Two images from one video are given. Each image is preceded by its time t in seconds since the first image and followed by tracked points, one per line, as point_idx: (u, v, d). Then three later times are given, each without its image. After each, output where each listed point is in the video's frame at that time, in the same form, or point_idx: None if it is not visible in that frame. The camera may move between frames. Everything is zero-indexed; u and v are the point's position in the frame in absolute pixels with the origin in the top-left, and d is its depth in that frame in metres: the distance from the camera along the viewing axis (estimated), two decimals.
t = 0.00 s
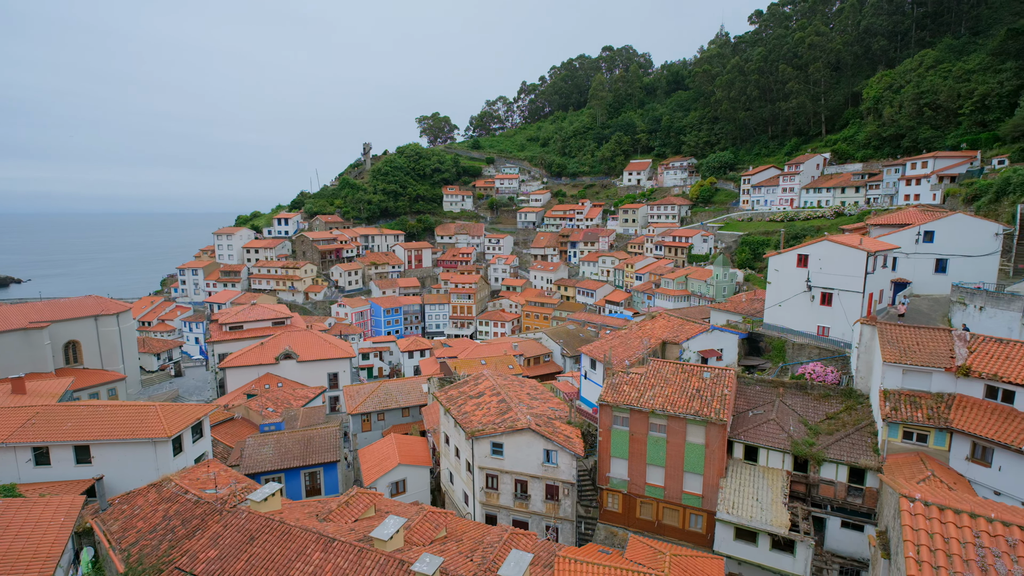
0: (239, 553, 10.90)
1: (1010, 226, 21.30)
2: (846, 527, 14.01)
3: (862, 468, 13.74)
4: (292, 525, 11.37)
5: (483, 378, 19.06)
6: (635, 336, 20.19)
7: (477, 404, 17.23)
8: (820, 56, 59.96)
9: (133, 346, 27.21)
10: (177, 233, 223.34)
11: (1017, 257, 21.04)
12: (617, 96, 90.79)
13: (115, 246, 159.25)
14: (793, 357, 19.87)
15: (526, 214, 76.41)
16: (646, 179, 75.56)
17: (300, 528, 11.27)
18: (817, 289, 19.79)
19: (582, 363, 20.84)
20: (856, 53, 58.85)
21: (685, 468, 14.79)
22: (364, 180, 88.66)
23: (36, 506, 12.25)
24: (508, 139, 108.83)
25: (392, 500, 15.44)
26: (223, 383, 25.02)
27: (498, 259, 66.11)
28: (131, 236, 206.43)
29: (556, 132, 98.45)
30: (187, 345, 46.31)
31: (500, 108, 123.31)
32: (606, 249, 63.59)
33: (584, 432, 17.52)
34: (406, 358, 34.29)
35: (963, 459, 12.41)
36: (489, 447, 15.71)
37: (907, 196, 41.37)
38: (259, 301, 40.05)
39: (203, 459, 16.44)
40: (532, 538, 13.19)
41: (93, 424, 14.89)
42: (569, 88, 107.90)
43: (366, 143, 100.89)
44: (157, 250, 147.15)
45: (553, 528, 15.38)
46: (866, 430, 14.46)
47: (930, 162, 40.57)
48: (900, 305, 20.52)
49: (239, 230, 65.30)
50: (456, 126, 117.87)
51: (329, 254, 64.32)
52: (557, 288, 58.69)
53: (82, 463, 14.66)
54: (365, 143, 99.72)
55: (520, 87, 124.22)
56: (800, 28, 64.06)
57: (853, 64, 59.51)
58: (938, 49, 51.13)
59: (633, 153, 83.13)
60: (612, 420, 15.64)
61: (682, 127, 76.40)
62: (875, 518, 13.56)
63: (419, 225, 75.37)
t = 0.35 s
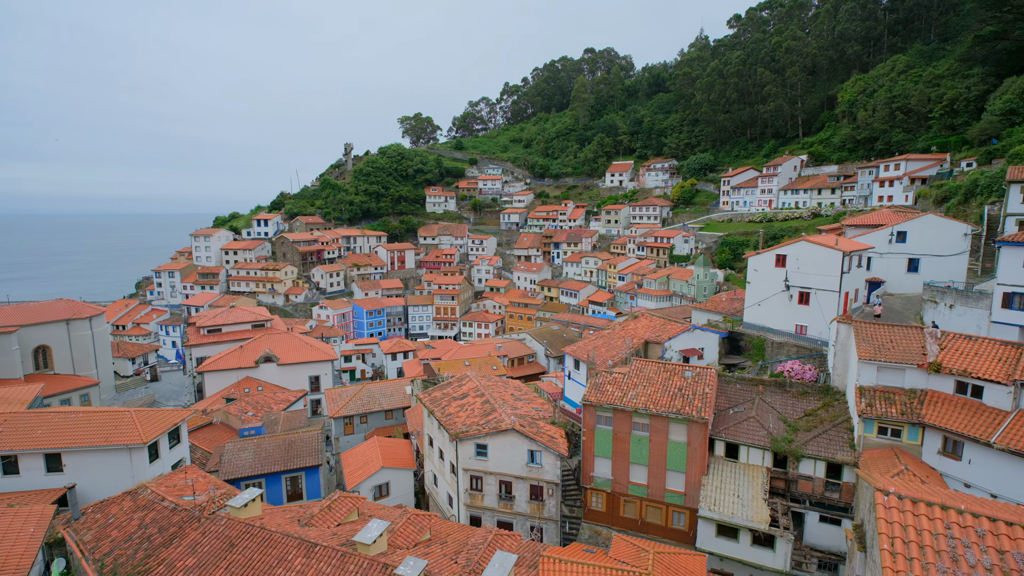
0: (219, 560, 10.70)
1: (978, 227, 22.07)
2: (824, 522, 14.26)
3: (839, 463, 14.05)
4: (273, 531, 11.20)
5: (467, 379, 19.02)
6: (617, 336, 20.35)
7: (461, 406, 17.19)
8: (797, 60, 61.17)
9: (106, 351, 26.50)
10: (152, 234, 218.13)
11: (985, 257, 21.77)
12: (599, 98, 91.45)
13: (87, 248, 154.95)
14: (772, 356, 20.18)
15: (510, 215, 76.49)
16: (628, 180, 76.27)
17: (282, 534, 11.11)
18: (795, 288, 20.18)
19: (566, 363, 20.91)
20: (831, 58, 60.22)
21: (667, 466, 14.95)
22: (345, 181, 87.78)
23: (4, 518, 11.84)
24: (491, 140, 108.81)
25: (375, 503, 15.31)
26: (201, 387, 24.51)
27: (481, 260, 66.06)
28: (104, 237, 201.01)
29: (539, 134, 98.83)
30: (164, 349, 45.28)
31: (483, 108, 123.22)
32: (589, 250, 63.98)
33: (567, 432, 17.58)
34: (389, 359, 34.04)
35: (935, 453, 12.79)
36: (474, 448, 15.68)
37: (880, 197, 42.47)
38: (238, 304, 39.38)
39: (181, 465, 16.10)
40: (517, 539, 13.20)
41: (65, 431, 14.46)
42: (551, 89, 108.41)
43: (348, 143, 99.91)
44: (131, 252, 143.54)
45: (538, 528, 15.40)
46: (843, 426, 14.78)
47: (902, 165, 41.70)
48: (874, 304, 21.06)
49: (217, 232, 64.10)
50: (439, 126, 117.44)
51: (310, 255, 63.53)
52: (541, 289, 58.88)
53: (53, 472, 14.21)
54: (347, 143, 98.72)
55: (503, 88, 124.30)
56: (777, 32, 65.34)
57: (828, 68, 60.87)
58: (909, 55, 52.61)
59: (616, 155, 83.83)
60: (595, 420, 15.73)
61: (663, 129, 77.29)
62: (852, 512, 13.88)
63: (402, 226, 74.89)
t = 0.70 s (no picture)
0: (198, 566, 10.50)
1: (949, 226, 22.72)
2: (803, 516, 14.61)
3: (817, 458, 14.36)
4: (254, 536, 11.03)
5: (451, 380, 18.96)
6: (601, 335, 20.49)
7: (445, 406, 17.14)
8: (775, 63, 62.31)
9: (80, 354, 25.84)
10: (127, 234, 212.88)
11: (955, 255, 22.44)
12: (582, 99, 92.06)
13: (58, 249, 150.58)
14: (752, 353, 20.50)
15: (494, 215, 76.44)
16: (611, 180, 76.81)
17: (263, 539, 10.95)
18: (774, 287, 20.54)
19: (551, 362, 20.99)
20: (808, 61, 61.37)
21: (651, 463, 15.11)
22: (327, 180, 86.84)
23: None
24: (474, 140, 108.64)
25: (358, 506, 15.18)
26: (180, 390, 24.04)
27: (465, 260, 65.91)
28: (77, 238, 195.66)
29: (522, 134, 99.01)
30: (140, 352, 44.28)
31: (466, 108, 122.94)
32: (573, 250, 64.27)
33: (552, 431, 17.65)
34: (373, 361, 33.75)
35: (909, 447, 13.16)
36: (458, 448, 15.65)
37: (856, 198, 43.43)
38: (217, 306, 38.60)
39: (158, 470, 15.76)
40: (501, 539, 13.20)
41: (36, 437, 14.04)
42: (534, 90, 108.69)
43: (330, 142, 98.80)
44: (104, 253, 139.87)
45: (523, 528, 15.43)
46: (821, 422, 15.10)
47: (877, 166, 42.66)
48: (851, 301, 21.53)
49: (195, 232, 62.89)
50: (422, 126, 116.88)
51: (291, 255, 62.72)
52: (525, 289, 58.99)
53: (23, 480, 13.77)
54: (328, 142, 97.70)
55: (486, 87, 124.16)
56: (756, 35, 66.46)
57: (805, 71, 62.06)
58: (883, 58, 53.85)
59: (598, 155, 84.37)
60: (580, 418, 15.83)
61: (645, 130, 77.98)
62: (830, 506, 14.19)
63: (385, 226, 74.34)
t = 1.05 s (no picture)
0: (176, 571, 10.31)
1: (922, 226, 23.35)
2: (783, 509, 14.90)
3: (796, 453, 14.65)
4: (235, 539, 10.88)
5: (435, 379, 18.91)
6: (585, 334, 20.60)
7: (430, 406, 17.08)
8: (755, 64, 63.29)
9: (52, 357, 25.14)
10: (101, 233, 207.35)
11: (928, 254, 23.08)
12: (565, 99, 92.43)
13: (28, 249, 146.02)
14: (733, 351, 20.81)
15: (478, 214, 76.33)
16: (595, 180, 77.22)
17: (244, 542, 10.81)
18: (755, 285, 20.86)
19: (535, 361, 21.04)
20: (787, 63, 62.41)
21: (634, 460, 15.25)
22: (309, 178, 85.77)
23: None
24: (458, 138, 108.28)
25: (342, 507, 15.05)
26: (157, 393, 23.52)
27: (449, 259, 65.71)
28: (48, 237, 190.05)
29: (506, 133, 99.01)
30: (115, 354, 43.24)
31: (450, 107, 122.41)
32: (557, 249, 64.50)
33: (536, 430, 17.70)
34: (356, 361, 33.46)
35: (884, 441, 13.49)
36: (443, 448, 15.62)
37: (834, 198, 44.33)
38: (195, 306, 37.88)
39: (135, 475, 15.43)
40: (486, 538, 13.19)
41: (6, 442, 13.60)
42: (518, 89, 108.73)
43: (311, 140, 97.54)
44: (76, 253, 135.97)
45: (507, 526, 15.47)
46: (800, 418, 15.39)
47: (853, 166, 43.61)
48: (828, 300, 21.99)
49: (172, 231, 61.64)
50: (405, 124, 116.13)
51: (272, 255, 61.85)
52: (509, 288, 59.04)
53: None
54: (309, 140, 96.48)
55: (470, 86, 123.84)
56: (737, 37, 67.46)
57: (784, 73, 63.11)
58: (860, 61, 55.00)
59: (582, 154, 84.77)
60: (564, 417, 15.91)
61: (628, 130, 78.57)
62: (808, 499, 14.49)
63: (368, 225, 73.72)
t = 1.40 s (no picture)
0: None
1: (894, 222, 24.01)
2: (761, 501, 15.19)
3: (774, 445, 14.96)
4: (214, 543, 10.71)
5: (418, 377, 18.83)
6: (568, 331, 20.71)
7: (412, 405, 16.99)
8: (733, 63, 64.22)
9: (19, 359, 24.32)
10: (70, 231, 200.97)
11: (899, 250, 23.76)
12: (546, 96, 92.59)
13: None
14: (713, 346, 21.13)
15: (460, 212, 76.05)
16: (577, 177, 77.56)
17: (223, 546, 10.64)
18: (733, 281, 21.21)
19: (518, 358, 21.06)
20: (764, 62, 63.36)
21: (617, 455, 15.41)
22: (287, 175, 84.38)
23: None
24: (440, 135, 107.67)
25: (323, 508, 14.90)
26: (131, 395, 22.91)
27: (431, 257, 65.33)
28: (13, 236, 183.48)
29: (488, 130, 98.79)
30: (86, 355, 42.06)
31: (431, 103, 121.61)
32: (539, 246, 64.67)
33: (519, 427, 17.79)
34: (337, 360, 33.10)
35: (858, 432, 13.88)
36: (426, 446, 15.57)
37: (810, 194, 45.27)
38: (170, 306, 37.01)
39: (109, 479, 15.04)
40: (470, 535, 13.19)
41: None
42: (500, 85, 108.58)
43: (289, 136, 95.93)
44: (43, 252, 131.51)
45: (491, 523, 15.50)
46: (778, 411, 15.72)
47: (828, 164, 44.62)
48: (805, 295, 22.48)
49: (145, 229, 60.16)
50: (386, 120, 114.97)
51: (250, 253, 60.77)
52: (492, 285, 59.01)
53: None
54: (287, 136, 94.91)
55: (451, 83, 123.17)
56: (715, 36, 68.40)
57: (762, 72, 64.15)
58: (834, 61, 56.17)
59: (564, 152, 85.04)
60: (547, 413, 15.99)
61: (609, 128, 79.09)
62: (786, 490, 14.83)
63: (348, 223, 72.93)
